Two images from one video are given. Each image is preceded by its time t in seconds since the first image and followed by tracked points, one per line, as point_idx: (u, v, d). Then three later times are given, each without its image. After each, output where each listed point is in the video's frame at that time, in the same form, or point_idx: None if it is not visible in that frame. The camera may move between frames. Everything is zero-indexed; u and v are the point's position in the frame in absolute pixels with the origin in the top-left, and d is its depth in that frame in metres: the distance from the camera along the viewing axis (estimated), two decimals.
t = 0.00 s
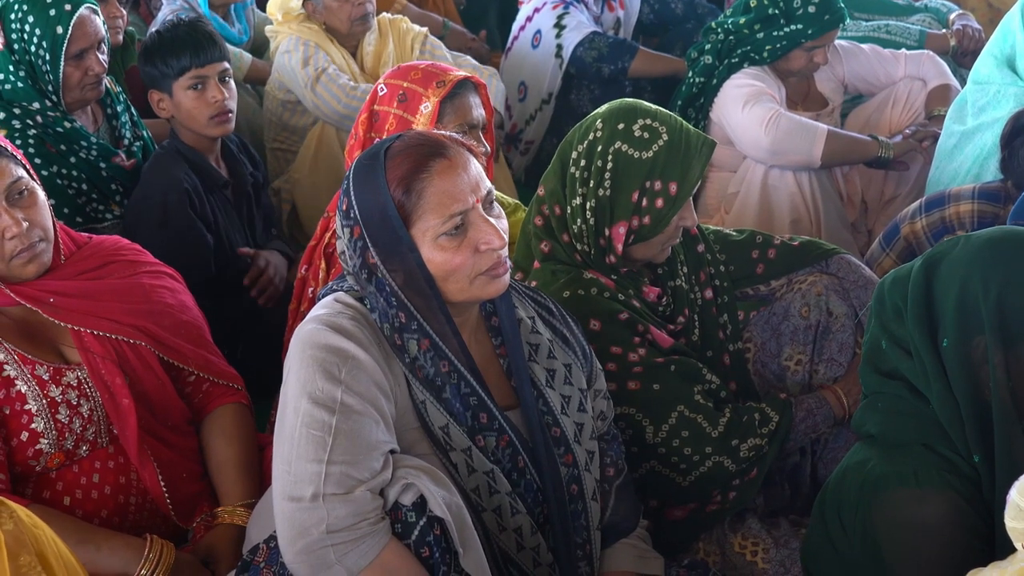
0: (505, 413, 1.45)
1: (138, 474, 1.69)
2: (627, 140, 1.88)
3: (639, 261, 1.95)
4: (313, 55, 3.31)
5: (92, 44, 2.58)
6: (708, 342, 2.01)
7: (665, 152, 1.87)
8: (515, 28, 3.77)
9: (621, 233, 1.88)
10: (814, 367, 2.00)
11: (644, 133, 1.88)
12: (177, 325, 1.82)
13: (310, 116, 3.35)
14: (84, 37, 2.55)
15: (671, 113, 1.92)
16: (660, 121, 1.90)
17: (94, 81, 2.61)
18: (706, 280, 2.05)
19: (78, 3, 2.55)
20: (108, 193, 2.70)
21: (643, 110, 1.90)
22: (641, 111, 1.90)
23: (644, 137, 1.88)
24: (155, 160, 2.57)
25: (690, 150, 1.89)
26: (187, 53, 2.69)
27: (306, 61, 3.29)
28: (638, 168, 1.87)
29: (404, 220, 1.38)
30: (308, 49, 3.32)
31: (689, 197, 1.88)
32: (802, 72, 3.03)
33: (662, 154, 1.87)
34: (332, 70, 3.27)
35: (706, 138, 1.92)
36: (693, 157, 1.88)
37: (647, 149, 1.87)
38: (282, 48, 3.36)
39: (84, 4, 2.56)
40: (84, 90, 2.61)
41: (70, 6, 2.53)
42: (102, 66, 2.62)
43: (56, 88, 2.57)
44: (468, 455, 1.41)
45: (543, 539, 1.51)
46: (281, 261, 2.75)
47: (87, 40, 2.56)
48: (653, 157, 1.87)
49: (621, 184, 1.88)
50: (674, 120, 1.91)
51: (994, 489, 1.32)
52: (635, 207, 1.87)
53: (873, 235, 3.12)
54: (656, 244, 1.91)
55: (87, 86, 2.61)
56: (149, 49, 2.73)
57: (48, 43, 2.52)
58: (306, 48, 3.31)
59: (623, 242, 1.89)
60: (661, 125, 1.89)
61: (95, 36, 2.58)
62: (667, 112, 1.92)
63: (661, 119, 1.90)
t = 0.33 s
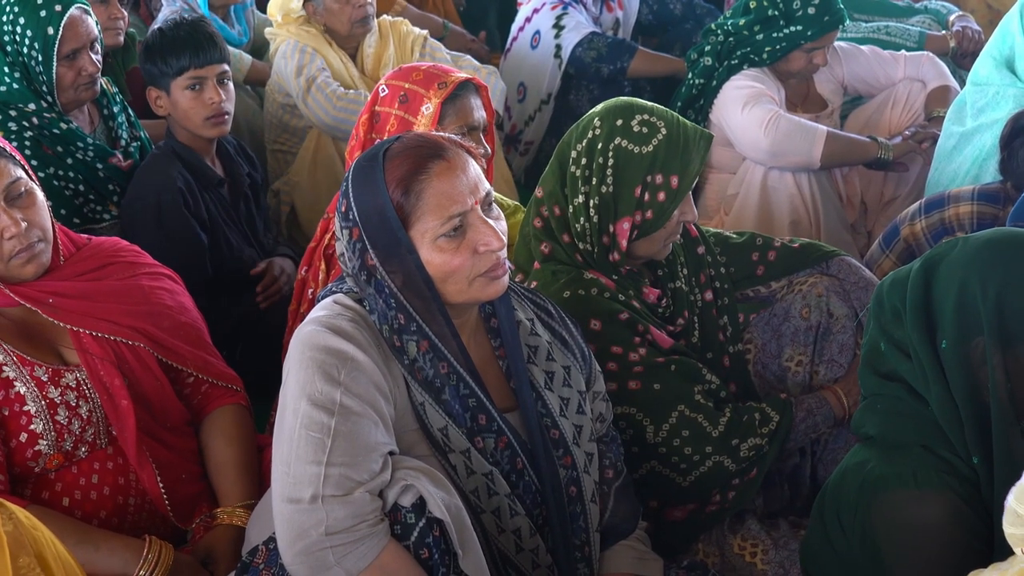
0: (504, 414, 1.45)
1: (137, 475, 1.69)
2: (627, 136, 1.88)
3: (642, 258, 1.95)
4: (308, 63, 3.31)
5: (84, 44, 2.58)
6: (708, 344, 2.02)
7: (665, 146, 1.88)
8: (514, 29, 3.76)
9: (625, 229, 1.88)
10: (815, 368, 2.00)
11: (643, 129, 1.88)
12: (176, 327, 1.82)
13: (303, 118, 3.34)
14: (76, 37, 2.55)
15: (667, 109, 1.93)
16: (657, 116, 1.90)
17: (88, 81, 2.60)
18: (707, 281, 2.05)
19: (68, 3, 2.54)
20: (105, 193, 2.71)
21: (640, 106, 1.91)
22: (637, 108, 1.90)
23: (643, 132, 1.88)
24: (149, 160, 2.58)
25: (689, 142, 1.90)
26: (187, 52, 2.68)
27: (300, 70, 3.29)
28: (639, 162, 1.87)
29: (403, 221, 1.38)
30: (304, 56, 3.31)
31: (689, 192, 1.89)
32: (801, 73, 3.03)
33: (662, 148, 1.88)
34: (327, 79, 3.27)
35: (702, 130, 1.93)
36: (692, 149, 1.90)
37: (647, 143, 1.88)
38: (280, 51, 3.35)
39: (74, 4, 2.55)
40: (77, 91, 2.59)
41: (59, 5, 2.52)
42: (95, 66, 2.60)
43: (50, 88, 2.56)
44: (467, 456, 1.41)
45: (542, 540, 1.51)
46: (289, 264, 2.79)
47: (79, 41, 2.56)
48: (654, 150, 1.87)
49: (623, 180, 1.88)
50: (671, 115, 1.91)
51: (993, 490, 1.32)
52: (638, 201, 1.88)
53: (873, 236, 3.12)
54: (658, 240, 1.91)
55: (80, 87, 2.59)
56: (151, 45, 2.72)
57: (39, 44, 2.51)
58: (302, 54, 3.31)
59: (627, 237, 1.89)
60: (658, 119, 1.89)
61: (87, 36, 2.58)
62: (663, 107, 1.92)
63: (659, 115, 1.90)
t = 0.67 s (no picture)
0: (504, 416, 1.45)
1: (138, 478, 1.69)
2: (630, 139, 1.88)
3: (643, 262, 1.95)
4: (307, 75, 3.29)
5: (65, 41, 2.57)
6: (710, 346, 2.01)
7: (668, 150, 1.87)
8: (515, 31, 3.76)
9: (626, 232, 1.88)
10: (818, 371, 2.00)
11: (647, 132, 1.88)
12: (177, 330, 1.82)
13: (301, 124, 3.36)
14: (54, 34, 2.54)
15: (672, 112, 1.92)
16: (661, 119, 1.89)
17: (73, 80, 2.57)
18: (709, 284, 2.05)
19: (41, 3, 2.53)
20: (105, 194, 2.72)
21: (644, 109, 1.90)
22: (642, 111, 1.90)
23: (647, 135, 1.88)
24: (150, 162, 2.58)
25: (692, 147, 1.89)
26: (189, 54, 2.69)
27: (299, 81, 3.28)
28: (642, 165, 1.87)
29: (403, 224, 1.38)
30: (303, 65, 3.30)
31: (691, 197, 1.89)
32: (802, 76, 3.03)
33: (664, 153, 1.87)
34: (327, 88, 3.27)
35: (706, 135, 1.92)
36: (696, 154, 1.89)
37: (651, 147, 1.87)
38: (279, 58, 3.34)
39: (48, 3, 2.55)
40: (63, 90, 2.58)
41: (32, 5, 2.52)
42: (77, 64, 2.58)
43: (38, 88, 2.56)
44: (468, 459, 1.41)
45: (543, 543, 1.51)
46: (293, 267, 2.79)
47: (57, 37, 2.55)
48: (657, 154, 1.87)
49: (626, 182, 1.88)
50: (676, 119, 1.91)
51: (994, 490, 1.32)
52: (640, 204, 1.87)
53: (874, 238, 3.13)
54: (659, 243, 1.91)
55: (65, 87, 2.58)
56: (152, 49, 2.72)
57: (18, 45, 2.52)
58: (300, 64, 3.29)
59: (629, 240, 1.89)
60: (663, 123, 1.89)
61: (69, 33, 2.57)
62: (669, 112, 1.91)
63: (664, 119, 1.90)
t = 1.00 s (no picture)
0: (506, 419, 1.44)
1: (140, 480, 1.69)
2: (642, 150, 1.88)
3: (644, 271, 1.95)
4: (308, 76, 3.30)
5: (64, 44, 2.57)
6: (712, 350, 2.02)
7: (679, 165, 1.88)
8: (517, 34, 3.76)
9: (629, 243, 1.89)
10: (824, 373, 2.00)
11: (659, 144, 1.88)
12: (180, 332, 1.83)
13: (302, 125, 3.36)
14: (51, 37, 2.55)
15: (686, 126, 1.93)
16: (675, 133, 1.90)
17: (69, 82, 2.57)
18: (712, 288, 2.07)
19: (38, 5, 2.54)
20: (105, 197, 2.73)
21: (658, 121, 1.90)
22: (657, 123, 1.90)
23: (660, 147, 1.88)
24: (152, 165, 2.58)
25: (704, 163, 1.90)
26: (194, 60, 2.69)
27: (300, 82, 3.30)
28: (653, 177, 1.87)
29: (406, 227, 1.38)
30: (304, 67, 3.31)
31: (700, 210, 1.89)
32: (804, 80, 3.03)
33: (676, 167, 1.87)
34: (327, 91, 3.27)
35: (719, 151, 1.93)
36: (706, 172, 1.89)
37: (662, 160, 1.87)
38: (280, 61, 3.36)
39: (44, 5, 2.55)
40: (61, 93, 2.58)
41: (29, 7, 2.52)
42: (74, 66, 2.57)
43: (36, 90, 2.55)
44: (470, 462, 1.41)
45: (545, 546, 1.51)
46: (296, 269, 2.81)
47: (56, 40, 2.55)
48: (668, 168, 1.87)
49: (635, 192, 1.88)
50: (689, 134, 1.91)
51: (996, 494, 1.32)
52: (646, 217, 1.87)
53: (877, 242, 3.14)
54: (661, 257, 1.91)
55: (62, 89, 2.57)
56: (154, 54, 2.73)
57: (14, 48, 2.52)
58: (302, 67, 3.31)
59: (631, 251, 1.89)
60: (677, 137, 1.89)
61: (66, 35, 2.58)
62: (685, 126, 1.92)
63: (678, 132, 1.90)
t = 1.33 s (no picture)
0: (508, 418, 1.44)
1: (142, 479, 1.69)
2: (630, 140, 1.88)
3: (650, 260, 1.95)
4: (311, 74, 3.30)
5: (66, 42, 2.58)
6: (716, 347, 2.02)
7: (668, 149, 1.88)
8: (519, 34, 3.76)
9: (631, 232, 1.89)
10: (820, 374, 1.98)
11: (647, 132, 1.88)
12: (182, 331, 1.83)
13: (305, 124, 3.36)
14: (54, 34, 2.55)
15: (671, 112, 1.93)
16: (661, 119, 1.90)
17: (72, 80, 2.58)
18: (713, 289, 2.10)
19: (41, 3, 2.54)
20: (105, 197, 2.72)
21: (643, 110, 1.91)
22: (641, 112, 1.90)
23: (647, 135, 1.88)
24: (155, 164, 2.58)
25: (693, 145, 1.90)
26: (199, 60, 2.69)
27: (304, 78, 3.30)
28: (644, 165, 1.87)
29: (408, 225, 1.38)
30: (308, 64, 3.31)
31: (694, 192, 1.90)
32: (806, 79, 3.03)
33: (666, 153, 1.87)
34: (330, 88, 3.28)
35: (706, 132, 1.93)
36: (696, 153, 1.90)
37: (651, 147, 1.87)
38: (283, 59, 3.36)
39: (48, 3, 2.55)
40: (63, 91, 2.58)
41: (32, 5, 2.52)
42: (77, 64, 2.58)
43: (38, 88, 2.56)
44: (472, 461, 1.41)
45: (547, 545, 1.51)
46: (298, 268, 2.81)
47: (59, 38, 2.56)
48: (658, 155, 1.87)
49: (628, 182, 1.88)
50: (675, 120, 1.91)
51: (999, 494, 1.31)
52: (643, 204, 1.88)
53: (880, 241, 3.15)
54: (665, 243, 1.92)
55: (64, 87, 2.58)
56: (158, 55, 2.72)
57: (18, 45, 2.52)
58: (305, 64, 3.31)
59: (634, 241, 1.89)
60: (663, 123, 1.89)
61: (69, 33, 2.58)
62: (669, 111, 1.92)
63: (663, 118, 1.90)
